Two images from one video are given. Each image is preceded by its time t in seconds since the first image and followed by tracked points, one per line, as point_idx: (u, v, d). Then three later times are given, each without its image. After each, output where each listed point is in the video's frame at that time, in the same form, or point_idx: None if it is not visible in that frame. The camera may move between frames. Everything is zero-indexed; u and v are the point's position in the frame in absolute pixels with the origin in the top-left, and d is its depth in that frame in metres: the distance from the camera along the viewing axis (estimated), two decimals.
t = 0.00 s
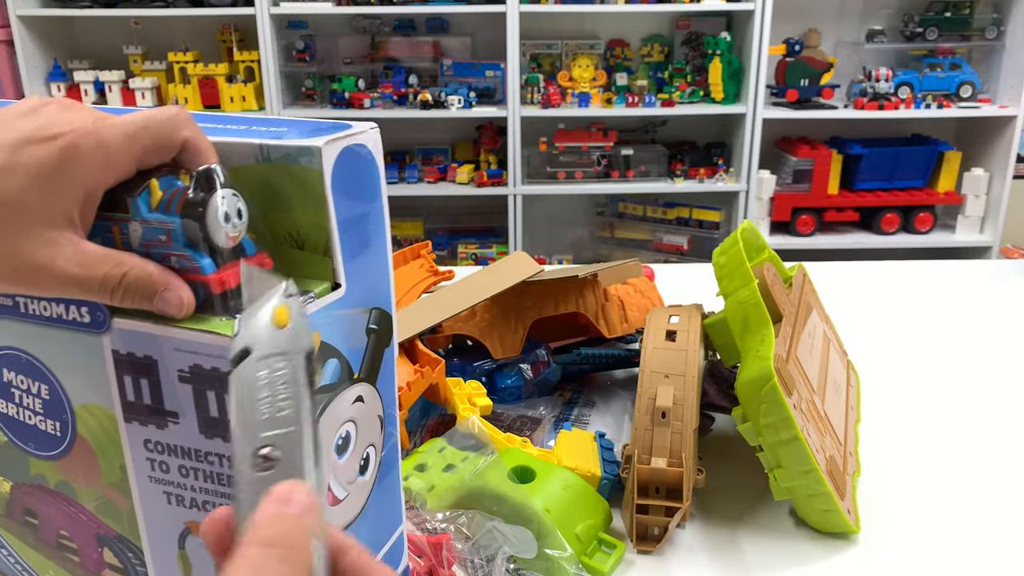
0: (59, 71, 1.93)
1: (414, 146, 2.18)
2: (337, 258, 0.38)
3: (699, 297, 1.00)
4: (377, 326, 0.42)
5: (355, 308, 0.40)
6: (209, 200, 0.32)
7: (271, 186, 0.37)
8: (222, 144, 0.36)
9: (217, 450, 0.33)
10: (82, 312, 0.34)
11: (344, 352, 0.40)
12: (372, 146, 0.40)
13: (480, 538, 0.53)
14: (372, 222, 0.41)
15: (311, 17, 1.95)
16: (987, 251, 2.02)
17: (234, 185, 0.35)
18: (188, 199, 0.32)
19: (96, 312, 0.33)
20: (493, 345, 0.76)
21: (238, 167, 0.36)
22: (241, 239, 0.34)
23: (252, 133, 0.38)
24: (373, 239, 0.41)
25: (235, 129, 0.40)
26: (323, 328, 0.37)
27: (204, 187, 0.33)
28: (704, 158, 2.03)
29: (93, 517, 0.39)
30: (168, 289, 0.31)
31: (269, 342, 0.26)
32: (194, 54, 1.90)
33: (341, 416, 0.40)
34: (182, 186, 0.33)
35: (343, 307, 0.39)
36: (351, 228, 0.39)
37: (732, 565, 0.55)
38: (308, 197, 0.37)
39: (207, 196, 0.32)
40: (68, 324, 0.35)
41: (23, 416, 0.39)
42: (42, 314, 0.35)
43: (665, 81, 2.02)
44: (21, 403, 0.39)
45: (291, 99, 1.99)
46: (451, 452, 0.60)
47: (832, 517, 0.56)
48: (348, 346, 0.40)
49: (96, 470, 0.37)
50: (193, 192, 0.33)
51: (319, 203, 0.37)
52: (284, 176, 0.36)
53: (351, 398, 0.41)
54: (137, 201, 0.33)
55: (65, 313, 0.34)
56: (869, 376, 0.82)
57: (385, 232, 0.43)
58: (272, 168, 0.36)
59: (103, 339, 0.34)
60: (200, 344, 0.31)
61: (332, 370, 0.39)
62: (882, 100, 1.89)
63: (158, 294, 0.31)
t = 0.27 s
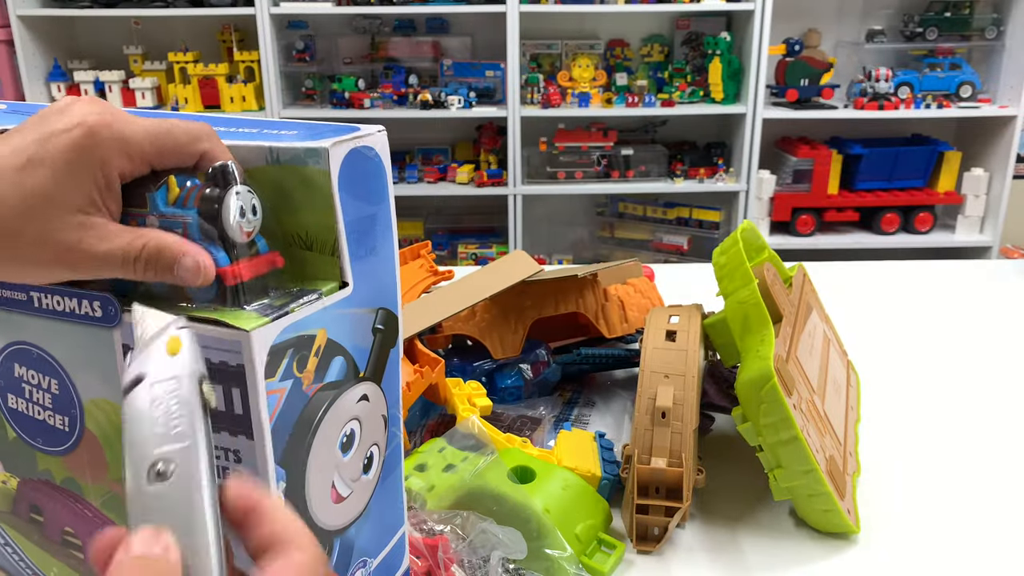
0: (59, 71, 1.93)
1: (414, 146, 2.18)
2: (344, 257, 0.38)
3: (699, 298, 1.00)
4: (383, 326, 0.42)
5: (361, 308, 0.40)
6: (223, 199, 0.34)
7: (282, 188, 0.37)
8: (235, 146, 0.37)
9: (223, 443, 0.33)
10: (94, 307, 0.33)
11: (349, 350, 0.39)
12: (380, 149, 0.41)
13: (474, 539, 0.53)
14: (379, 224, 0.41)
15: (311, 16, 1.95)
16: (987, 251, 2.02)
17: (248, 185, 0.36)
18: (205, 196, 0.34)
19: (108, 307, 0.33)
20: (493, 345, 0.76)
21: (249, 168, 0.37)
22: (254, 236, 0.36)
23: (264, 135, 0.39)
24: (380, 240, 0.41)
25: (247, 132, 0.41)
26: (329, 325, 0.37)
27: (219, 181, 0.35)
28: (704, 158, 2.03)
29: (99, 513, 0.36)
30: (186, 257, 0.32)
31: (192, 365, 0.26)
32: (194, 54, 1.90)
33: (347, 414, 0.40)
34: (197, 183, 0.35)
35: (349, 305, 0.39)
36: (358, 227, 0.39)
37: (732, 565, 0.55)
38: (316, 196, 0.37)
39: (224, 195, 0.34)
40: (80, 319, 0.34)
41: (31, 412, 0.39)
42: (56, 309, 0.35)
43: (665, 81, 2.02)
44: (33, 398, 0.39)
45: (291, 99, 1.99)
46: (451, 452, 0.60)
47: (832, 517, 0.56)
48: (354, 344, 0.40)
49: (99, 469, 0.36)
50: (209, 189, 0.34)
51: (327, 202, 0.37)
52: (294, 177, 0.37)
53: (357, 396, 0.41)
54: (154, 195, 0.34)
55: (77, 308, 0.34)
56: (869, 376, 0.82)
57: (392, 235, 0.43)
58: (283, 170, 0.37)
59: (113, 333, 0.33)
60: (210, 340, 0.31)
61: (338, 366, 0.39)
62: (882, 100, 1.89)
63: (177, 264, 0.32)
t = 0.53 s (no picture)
0: (59, 71, 1.92)
1: (414, 146, 2.18)
2: (351, 250, 0.38)
3: (699, 297, 1.00)
4: (388, 318, 0.42)
5: (368, 300, 0.40)
6: (236, 191, 0.34)
7: (290, 185, 0.37)
8: (246, 144, 0.37)
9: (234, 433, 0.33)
10: (110, 299, 0.34)
11: (357, 341, 0.39)
12: (384, 145, 0.41)
13: (469, 540, 0.53)
14: (384, 218, 0.41)
15: (311, 16, 1.95)
16: (987, 252, 2.02)
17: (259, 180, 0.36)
18: (218, 189, 0.34)
19: (124, 299, 0.33)
20: (493, 345, 0.76)
21: (260, 165, 0.37)
22: (266, 228, 0.36)
23: (269, 133, 0.39)
24: (385, 234, 0.41)
25: (253, 129, 0.41)
26: (338, 315, 0.37)
27: (232, 177, 0.35)
28: (704, 158, 2.03)
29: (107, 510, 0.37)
30: (203, 225, 0.31)
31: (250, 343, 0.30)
32: (194, 54, 1.89)
33: (355, 403, 0.40)
34: (210, 177, 0.35)
35: (356, 298, 0.39)
36: (363, 222, 0.39)
37: (732, 565, 0.55)
38: (322, 191, 0.37)
39: (237, 186, 0.34)
40: (96, 312, 0.35)
41: (42, 407, 0.39)
42: (70, 302, 0.35)
43: (665, 81, 2.02)
44: (43, 393, 0.38)
45: (291, 99, 1.99)
46: (451, 453, 0.60)
47: (832, 517, 0.56)
48: (361, 336, 0.40)
49: (113, 456, 0.37)
50: (222, 182, 0.34)
51: (331, 198, 0.37)
52: (300, 175, 0.37)
53: (363, 386, 0.41)
54: (169, 190, 0.34)
55: (94, 301, 0.34)
56: (869, 376, 0.82)
57: (396, 230, 0.43)
58: (289, 167, 0.37)
59: (129, 324, 0.34)
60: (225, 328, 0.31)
61: (347, 356, 0.39)
62: (882, 100, 1.89)
63: (196, 234, 0.31)
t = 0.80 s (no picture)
0: (60, 71, 1.92)
1: (414, 146, 2.18)
2: (353, 248, 0.38)
3: (699, 297, 1.00)
4: (389, 317, 0.42)
5: (369, 298, 0.40)
6: (240, 189, 0.34)
7: (292, 184, 0.38)
8: (248, 143, 0.37)
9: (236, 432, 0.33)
10: (112, 297, 0.34)
11: (358, 339, 0.39)
12: (385, 145, 0.40)
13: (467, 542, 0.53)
14: (385, 218, 0.41)
15: (311, 16, 1.95)
16: (987, 252, 2.02)
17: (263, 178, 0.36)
18: (222, 187, 0.34)
19: (126, 297, 0.34)
20: (493, 344, 0.76)
21: (266, 165, 0.37)
22: (269, 228, 0.36)
23: (272, 133, 0.39)
24: (387, 234, 0.41)
25: (253, 129, 0.41)
26: (340, 315, 0.37)
27: (235, 174, 0.35)
28: (704, 158, 2.03)
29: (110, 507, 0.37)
30: (207, 212, 0.32)
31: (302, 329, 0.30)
32: (194, 54, 1.90)
33: (357, 401, 0.39)
34: (215, 176, 0.35)
35: (358, 296, 0.39)
36: (365, 221, 0.39)
37: (732, 565, 0.55)
38: (324, 191, 0.37)
39: (240, 183, 0.34)
40: (99, 310, 0.35)
41: (44, 404, 0.39)
42: (73, 300, 0.35)
43: (665, 81, 2.02)
44: (45, 391, 0.39)
45: (292, 99, 1.99)
46: (451, 453, 0.60)
47: (831, 517, 0.56)
48: (362, 335, 0.40)
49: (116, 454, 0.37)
50: (226, 179, 0.35)
51: (333, 197, 0.37)
52: (302, 174, 0.37)
53: (365, 384, 0.40)
54: (173, 186, 0.35)
55: (96, 298, 0.34)
56: (869, 376, 0.82)
57: (397, 230, 0.42)
58: (291, 167, 0.37)
59: (131, 322, 0.34)
60: (227, 326, 0.32)
61: (348, 354, 0.38)
62: (881, 100, 1.89)
63: (199, 221, 0.32)
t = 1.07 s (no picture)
0: (60, 71, 1.92)
1: (414, 146, 2.18)
2: (352, 249, 0.38)
3: (699, 297, 1.00)
4: (388, 317, 0.42)
5: (368, 299, 0.40)
6: (238, 190, 0.34)
7: (291, 185, 0.38)
8: (247, 143, 0.37)
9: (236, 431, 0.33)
10: (111, 298, 0.34)
11: (357, 340, 0.39)
12: (385, 145, 0.40)
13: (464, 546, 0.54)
14: (385, 218, 0.41)
15: (311, 16, 1.95)
16: (987, 252, 2.02)
17: (261, 178, 0.36)
18: (220, 187, 0.34)
19: (124, 298, 0.34)
20: (493, 344, 0.76)
21: (263, 165, 0.37)
22: (267, 229, 0.36)
23: (270, 132, 0.39)
24: (386, 234, 0.41)
25: (253, 129, 0.41)
26: (339, 315, 0.37)
27: (233, 175, 0.35)
28: (704, 158, 2.03)
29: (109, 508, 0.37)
30: (204, 213, 0.32)
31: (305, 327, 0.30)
32: (194, 54, 1.90)
33: (355, 402, 0.39)
34: (211, 176, 0.35)
35: (357, 297, 0.39)
36: (364, 221, 0.39)
37: (732, 565, 0.55)
38: (324, 190, 0.37)
39: (239, 184, 0.34)
40: (97, 311, 0.35)
41: (42, 405, 0.39)
42: (72, 301, 0.35)
43: (665, 81, 2.02)
44: (44, 391, 0.39)
45: (292, 99, 1.99)
46: (451, 453, 0.60)
47: (831, 517, 0.56)
48: (361, 335, 0.40)
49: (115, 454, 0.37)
50: (224, 180, 0.35)
51: (332, 197, 0.37)
52: (301, 174, 0.37)
53: (364, 385, 0.40)
54: (170, 187, 0.36)
55: (94, 300, 0.34)
56: (869, 376, 0.82)
57: (396, 230, 0.42)
58: (290, 167, 0.37)
59: (130, 324, 0.34)
60: (224, 326, 0.32)
61: (348, 355, 0.38)
62: (881, 100, 1.89)
63: (197, 223, 0.32)
